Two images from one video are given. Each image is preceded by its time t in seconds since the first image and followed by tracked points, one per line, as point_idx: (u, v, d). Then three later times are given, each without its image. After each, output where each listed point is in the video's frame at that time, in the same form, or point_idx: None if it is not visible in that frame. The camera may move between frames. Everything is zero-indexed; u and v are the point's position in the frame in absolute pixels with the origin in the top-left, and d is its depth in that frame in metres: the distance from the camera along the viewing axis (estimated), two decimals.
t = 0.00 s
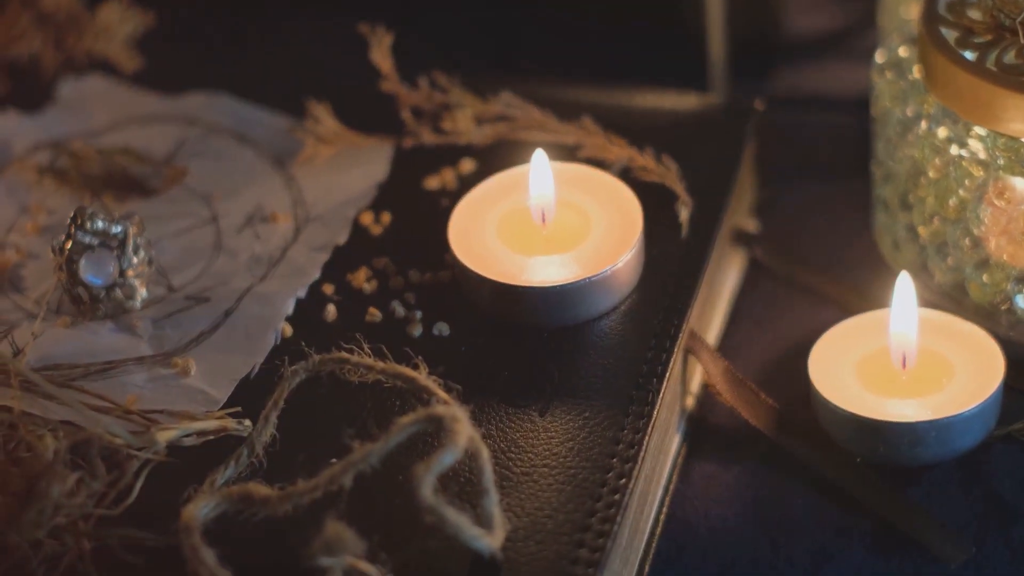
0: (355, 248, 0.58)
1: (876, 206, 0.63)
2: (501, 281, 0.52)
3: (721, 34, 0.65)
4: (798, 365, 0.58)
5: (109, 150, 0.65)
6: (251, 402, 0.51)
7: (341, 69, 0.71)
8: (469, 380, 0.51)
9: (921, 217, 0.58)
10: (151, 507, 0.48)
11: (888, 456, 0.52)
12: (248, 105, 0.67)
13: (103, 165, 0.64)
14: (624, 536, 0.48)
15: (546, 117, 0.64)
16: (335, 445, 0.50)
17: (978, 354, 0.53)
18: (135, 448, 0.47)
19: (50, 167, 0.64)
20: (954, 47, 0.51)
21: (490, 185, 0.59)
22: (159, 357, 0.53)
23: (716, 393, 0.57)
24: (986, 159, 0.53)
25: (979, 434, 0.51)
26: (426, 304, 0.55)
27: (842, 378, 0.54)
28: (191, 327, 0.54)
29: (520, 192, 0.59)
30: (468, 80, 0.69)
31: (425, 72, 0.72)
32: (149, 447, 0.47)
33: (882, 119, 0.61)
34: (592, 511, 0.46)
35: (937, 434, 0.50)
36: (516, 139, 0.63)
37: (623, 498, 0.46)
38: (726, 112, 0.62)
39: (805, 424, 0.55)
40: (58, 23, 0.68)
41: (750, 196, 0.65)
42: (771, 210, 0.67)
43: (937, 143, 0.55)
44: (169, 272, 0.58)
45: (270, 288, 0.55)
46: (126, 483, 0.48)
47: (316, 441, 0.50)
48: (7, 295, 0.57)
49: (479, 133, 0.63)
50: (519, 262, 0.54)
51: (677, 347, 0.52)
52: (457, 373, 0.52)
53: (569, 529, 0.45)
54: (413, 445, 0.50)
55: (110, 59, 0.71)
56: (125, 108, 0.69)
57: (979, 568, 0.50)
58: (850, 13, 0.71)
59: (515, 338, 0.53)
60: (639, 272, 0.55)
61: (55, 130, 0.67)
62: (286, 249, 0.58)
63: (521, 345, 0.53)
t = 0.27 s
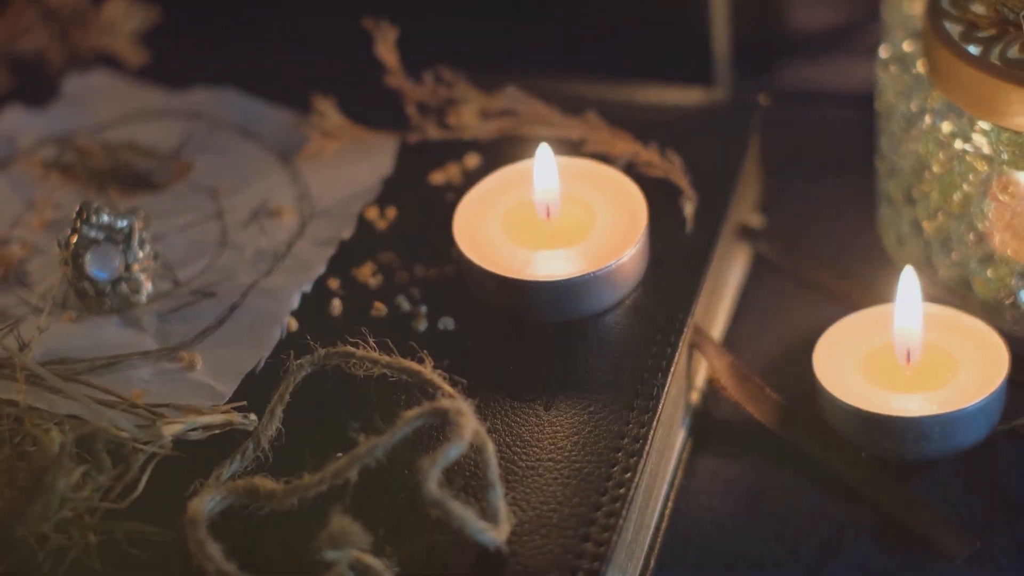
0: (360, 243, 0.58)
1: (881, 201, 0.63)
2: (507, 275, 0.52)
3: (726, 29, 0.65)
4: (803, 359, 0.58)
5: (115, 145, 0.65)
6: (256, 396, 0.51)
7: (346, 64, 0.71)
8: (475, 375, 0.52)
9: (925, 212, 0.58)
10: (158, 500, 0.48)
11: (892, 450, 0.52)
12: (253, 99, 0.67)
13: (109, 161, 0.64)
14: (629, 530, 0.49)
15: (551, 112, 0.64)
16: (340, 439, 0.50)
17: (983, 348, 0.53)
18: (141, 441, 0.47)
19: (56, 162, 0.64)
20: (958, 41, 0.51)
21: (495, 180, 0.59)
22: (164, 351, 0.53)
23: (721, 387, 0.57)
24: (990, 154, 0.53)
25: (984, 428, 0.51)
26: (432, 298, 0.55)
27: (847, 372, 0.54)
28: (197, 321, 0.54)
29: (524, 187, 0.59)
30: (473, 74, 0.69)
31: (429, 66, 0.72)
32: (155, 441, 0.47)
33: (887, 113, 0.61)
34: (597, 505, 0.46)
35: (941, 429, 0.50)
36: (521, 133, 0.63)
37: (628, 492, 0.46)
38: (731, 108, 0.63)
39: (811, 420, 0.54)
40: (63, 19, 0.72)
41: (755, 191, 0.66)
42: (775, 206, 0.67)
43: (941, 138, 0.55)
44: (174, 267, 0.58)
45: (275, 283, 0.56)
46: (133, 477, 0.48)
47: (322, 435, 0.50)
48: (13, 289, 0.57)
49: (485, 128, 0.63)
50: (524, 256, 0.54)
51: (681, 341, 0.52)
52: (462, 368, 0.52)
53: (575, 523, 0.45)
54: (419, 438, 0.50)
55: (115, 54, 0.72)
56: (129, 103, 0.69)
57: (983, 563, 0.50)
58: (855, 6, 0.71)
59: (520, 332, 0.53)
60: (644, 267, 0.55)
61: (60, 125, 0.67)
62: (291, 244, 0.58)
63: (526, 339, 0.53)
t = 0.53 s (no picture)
0: (366, 241, 0.58)
1: (886, 199, 0.63)
2: (513, 272, 0.52)
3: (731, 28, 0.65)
4: (808, 357, 0.58)
5: (121, 143, 0.65)
6: (263, 393, 0.51)
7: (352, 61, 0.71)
8: (481, 372, 0.52)
9: (931, 210, 0.59)
10: (164, 498, 0.48)
11: (897, 449, 0.52)
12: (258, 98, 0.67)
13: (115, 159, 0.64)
14: (635, 528, 0.49)
15: (557, 111, 0.64)
16: (347, 437, 0.50)
17: (989, 347, 0.53)
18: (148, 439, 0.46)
19: (62, 160, 0.64)
20: (963, 38, 0.51)
21: (500, 178, 0.59)
22: (171, 349, 0.53)
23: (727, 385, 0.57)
24: (995, 151, 0.53)
25: (989, 426, 0.51)
26: (438, 296, 0.55)
27: (853, 370, 0.54)
28: (203, 319, 0.54)
29: (530, 184, 0.59)
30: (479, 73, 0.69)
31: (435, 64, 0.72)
32: (162, 438, 0.47)
33: (892, 112, 0.61)
34: (603, 503, 0.46)
35: (947, 427, 0.50)
36: (527, 132, 0.63)
37: (634, 490, 0.46)
38: (736, 106, 0.63)
39: (817, 417, 0.54)
40: (68, 16, 0.73)
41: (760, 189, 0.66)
42: (779, 205, 0.67)
43: (946, 136, 0.55)
44: (181, 264, 0.58)
45: (281, 281, 0.56)
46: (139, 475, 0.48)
47: (329, 433, 0.50)
48: (19, 287, 0.57)
49: (491, 126, 0.64)
50: (530, 254, 0.54)
51: (687, 339, 0.52)
52: (469, 366, 0.52)
53: (581, 521, 0.45)
54: (425, 436, 0.50)
55: (122, 53, 0.73)
56: (135, 101, 0.69)
57: (989, 561, 0.50)
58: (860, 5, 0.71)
59: (526, 330, 0.53)
60: (649, 265, 0.55)
61: (67, 124, 0.67)
62: (297, 242, 0.58)
63: (533, 337, 0.53)
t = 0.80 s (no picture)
0: (373, 241, 0.58)
1: (892, 199, 0.63)
2: (520, 272, 0.52)
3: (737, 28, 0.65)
4: (815, 357, 0.58)
5: (129, 143, 0.65)
6: (270, 392, 0.51)
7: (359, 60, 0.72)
8: (488, 372, 0.52)
9: (937, 210, 0.59)
10: (172, 497, 0.49)
11: (903, 448, 0.52)
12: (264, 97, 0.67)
13: (123, 159, 0.65)
14: (642, 528, 0.49)
15: (564, 110, 0.64)
16: (354, 436, 0.50)
17: (995, 346, 0.53)
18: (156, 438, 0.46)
19: (70, 160, 0.65)
20: (969, 38, 0.50)
21: (507, 178, 0.59)
22: (178, 348, 0.53)
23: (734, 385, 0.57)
24: (1002, 151, 0.52)
25: (995, 426, 0.51)
26: (445, 296, 0.55)
27: (860, 369, 0.54)
28: (211, 318, 0.54)
29: (537, 184, 0.59)
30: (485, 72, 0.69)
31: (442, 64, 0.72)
32: (171, 439, 0.47)
33: (898, 111, 0.61)
34: (610, 503, 0.46)
35: (953, 426, 0.50)
36: (533, 131, 0.63)
37: (641, 490, 0.46)
38: (743, 106, 0.63)
39: (823, 417, 0.55)
40: (77, 16, 0.72)
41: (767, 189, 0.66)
42: (786, 204, 0.67)
43: (953, 136, 0.55)
44: (188, 264, 0.58)
45: (289, 281, 0.56)
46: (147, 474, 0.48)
47: (336, 432, 0.50)
48: (26, 286, 0.57)
49: (498, 127, 0.64)
50: (538, 254, 0.54)
51: (694, 339, 0.52)
52: (476, 365, 0.52)
53: (588, 521, 0.45)
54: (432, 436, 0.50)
55: (129, 53, 0.73)
56: (142, 101, 0.69)
57: (996, 561, 0.50)
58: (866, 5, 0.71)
59: (533, 330, 0.54)
60: (656, 265, 0.55)
61: (74, 124, 0.68)
62: (304, 241, 0.58)
63: (539, 337, 0.53)
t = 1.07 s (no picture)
0: (379, 242, 0.58)
1: (898, 201, 0.63)
2: (526, 273, 0.52)
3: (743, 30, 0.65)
4: (820, 359, 0.58)
5: (136, 145, 0.66)
6: (278, 393, 0.51)
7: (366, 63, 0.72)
8: (495, 373, 0.52)
9: (943, 211, 0.59)
10: (180, 498, 0.49)
11: (909, 449, 0.52)
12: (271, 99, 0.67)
13: (130, 160, 0.65)
14: (649, 529, 0.49)
15: (570, 113, 0.65)
16: (361, 437, 0.50)
17: (1001, 348, 0.53)
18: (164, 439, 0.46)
19: (77, 161, 0.65)
20: (975, 40, 0.51)
21: (513, 179, 0.59)
22: (186, 349, 0.53)
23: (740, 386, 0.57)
24: (1008, 153, 0.52)
25: (1001, 427, 0.51)
26: (451, 297, 0.55)
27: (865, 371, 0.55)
28: (218, 319, 0.55)
29: (543, 186, 0.59)
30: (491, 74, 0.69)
31: (448, 67, 0.72)
32: (177, 439, 0.47)
33: (904, 113, 0.61)
34: (617, 504, 0.46)
35: (959, 427, 0.50)
36: (539, 133, 0.64)
37: (648, 491, 0.46)
38: (749, 107, 0.63)
39: (828, 418, 0.55)
40: (85, 17, 0.72)
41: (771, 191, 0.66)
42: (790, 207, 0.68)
43: (959, 137, 0.55)
44: (195, 265, 0.58)
45: (296, 282, 0.56)
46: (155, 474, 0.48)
47: (343, 433, 0.50)
48: (34, 287, 0.57)
49: (504, 129, 0.64)
50: (544, 255, 0.54)
51: (700, 340, 0.52)
52: (482, 367, 0.52)
53: (595, 522, 0.45)
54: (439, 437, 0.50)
55: (136, 54, 0.73)
56: (148, 102, 0.69)
57: (1002, 562, 0.50)
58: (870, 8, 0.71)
59: (539, 331, 0.54)
60: (662, 266, 0.55)
61: (81, 125, 0.68)
62: (311, 243, 0.58)
63: (546, 338, 0.53)
